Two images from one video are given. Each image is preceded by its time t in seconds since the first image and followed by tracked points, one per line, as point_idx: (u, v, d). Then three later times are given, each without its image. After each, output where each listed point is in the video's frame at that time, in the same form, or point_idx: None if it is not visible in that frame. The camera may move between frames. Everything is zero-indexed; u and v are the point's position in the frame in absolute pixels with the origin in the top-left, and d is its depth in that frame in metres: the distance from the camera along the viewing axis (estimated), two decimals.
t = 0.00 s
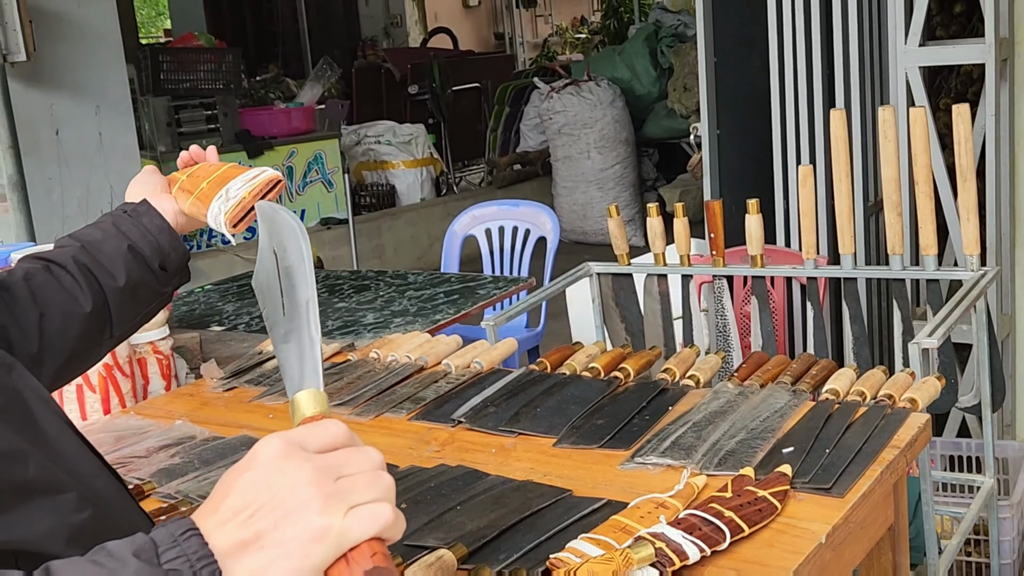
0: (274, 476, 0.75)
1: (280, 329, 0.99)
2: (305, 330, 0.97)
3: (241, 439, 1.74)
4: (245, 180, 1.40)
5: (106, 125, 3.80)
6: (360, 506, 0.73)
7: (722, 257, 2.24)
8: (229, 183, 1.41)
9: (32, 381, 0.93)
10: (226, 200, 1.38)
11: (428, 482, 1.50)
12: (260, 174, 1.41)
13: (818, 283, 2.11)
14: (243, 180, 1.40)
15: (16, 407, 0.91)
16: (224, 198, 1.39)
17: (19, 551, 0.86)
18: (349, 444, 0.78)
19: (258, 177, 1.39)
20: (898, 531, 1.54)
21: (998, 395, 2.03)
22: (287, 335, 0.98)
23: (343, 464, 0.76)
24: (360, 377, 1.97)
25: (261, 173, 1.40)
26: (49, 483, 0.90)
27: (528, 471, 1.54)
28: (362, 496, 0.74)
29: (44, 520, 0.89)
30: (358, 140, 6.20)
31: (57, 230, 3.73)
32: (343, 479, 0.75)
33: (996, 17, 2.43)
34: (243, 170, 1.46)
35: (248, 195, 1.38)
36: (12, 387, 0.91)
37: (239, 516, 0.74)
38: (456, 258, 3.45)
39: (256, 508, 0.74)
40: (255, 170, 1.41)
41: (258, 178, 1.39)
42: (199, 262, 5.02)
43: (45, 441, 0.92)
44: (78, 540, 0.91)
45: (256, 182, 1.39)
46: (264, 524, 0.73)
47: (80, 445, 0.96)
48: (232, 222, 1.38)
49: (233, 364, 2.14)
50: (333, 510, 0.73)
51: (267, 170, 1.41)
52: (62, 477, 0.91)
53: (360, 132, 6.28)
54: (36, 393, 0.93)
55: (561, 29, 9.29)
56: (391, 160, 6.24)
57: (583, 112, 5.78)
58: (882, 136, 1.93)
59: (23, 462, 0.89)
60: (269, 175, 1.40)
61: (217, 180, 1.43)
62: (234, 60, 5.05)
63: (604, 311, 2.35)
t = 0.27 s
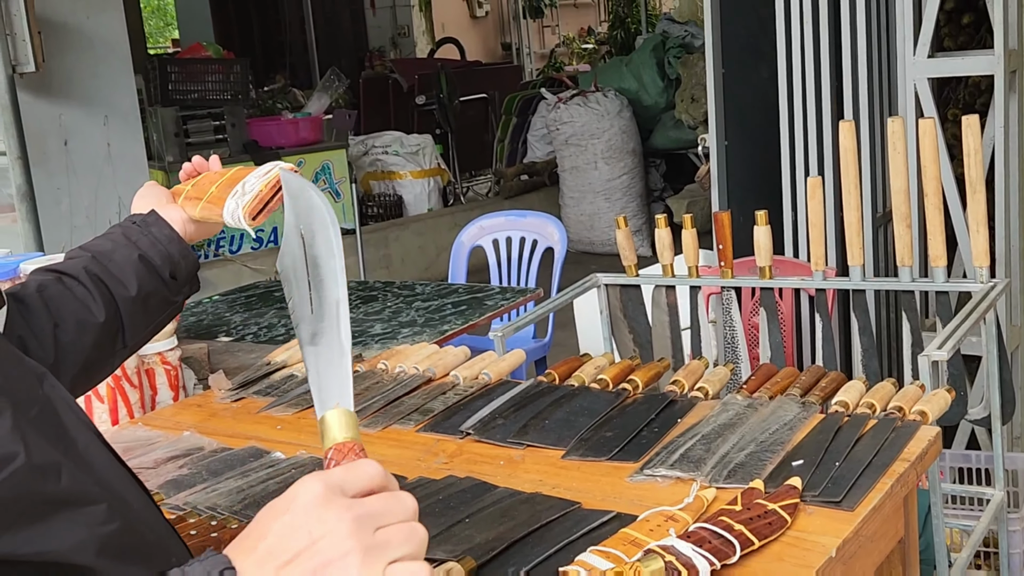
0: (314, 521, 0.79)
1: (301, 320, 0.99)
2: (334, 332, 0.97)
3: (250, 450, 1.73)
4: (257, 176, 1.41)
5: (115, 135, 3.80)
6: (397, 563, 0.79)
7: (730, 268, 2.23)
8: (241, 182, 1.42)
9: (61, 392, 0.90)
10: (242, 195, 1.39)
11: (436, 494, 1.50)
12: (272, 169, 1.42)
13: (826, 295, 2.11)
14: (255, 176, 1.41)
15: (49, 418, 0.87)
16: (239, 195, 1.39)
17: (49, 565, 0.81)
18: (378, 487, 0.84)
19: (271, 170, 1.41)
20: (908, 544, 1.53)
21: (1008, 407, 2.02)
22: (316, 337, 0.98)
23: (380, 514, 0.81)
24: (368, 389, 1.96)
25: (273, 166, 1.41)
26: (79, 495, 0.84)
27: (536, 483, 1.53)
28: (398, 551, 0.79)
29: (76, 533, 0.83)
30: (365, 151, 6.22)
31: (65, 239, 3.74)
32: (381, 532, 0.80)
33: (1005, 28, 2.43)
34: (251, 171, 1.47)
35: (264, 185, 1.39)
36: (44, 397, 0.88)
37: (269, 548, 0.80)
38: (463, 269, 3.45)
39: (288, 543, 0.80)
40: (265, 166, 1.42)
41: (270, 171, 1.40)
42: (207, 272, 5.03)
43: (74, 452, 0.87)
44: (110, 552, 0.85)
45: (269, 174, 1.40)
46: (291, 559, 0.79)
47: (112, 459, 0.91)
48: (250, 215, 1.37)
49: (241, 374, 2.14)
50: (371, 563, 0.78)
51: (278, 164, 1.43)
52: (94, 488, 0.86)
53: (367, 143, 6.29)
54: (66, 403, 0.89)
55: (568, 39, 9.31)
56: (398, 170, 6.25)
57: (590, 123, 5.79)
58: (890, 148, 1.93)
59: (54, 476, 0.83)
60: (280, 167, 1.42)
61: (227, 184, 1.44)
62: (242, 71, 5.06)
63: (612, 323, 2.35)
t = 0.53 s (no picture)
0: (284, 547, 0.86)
1: (420, 254, 0.90)
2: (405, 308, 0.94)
3: (255, 461, 1.74)
4: (261, 196, 1.44)
5: (121, 144, 3.82)
6: None
7: (735, 279, 2.23)
8: (245, 204, 1.45)
9: (83, 404, 0.96)
10: (249, 212, 1.41)
11: (443, 505, 1.50)
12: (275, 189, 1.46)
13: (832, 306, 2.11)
14: (259, 196, 1.45)
15: (71, 429, 0.93)
16: (245, 213, 1.42)
17: (70, 571, 0.90)
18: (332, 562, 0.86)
19: (276, 188, 1.45)
20: (915, 557, 1.53)
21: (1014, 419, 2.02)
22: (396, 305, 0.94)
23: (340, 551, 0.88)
24: (374, 400, 1.97)
25: (276, 185, 1.45)
26: (100, 505, 0.92)
27: (543, 494, 1.53)
28: None
29: (96, 543, 0.91)
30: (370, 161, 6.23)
31: (69, 250, 3.74)
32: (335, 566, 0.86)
33: (1011, 41, 2.44)
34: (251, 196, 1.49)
35: (270, 200, 1.42)
36: (65, 411, 0.94)
37: None
38: (468, 279, 3.45)
39: None
40: (268, 188, 1.46)
41: (275, 188, 1.44)
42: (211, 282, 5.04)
43: (95, 463, 0.94)
44: (129, 561, 0.93)
45: (275, 191, 1.44)
46: None
47: (128, 464, 0.99)
48: (258, 228, 1.39)
49: (247, 385, 2.15)
50: None
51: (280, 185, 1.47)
52: (114, 498, 0.93)
53: (371, 153, 6.30)
54: (86, 417, 0.95)
55: (571, 50, 9.33)
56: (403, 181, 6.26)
57: (594, 133, 5.80)
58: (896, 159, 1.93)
59: (76, 484, 0.90)
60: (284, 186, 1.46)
61: (229, 211, 1.45)
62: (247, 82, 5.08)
63: (617, 334, 2.35)
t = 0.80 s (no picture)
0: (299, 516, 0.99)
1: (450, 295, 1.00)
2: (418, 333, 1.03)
3: (256, 471, 1.74)
4: (256, 206, 1.42)
5: (121, 154, 3.83)
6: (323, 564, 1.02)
7: (737, 290, 2.23)
8: (242, 214, 1.44)
9: (89, 408, 0.96)
10: (241, 225, 1.40)
11: (444, 516, 1.50)
12: (272, 197, 1.43)
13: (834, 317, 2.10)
14: (254, 205, 1.42)
15: (76, 435, 0.92)
16: (239, 224, 1.41)
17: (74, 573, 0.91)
18: (328, 538, 1.01)
19: (271, 197, 1.42)
20: (917, 569, 1.52)
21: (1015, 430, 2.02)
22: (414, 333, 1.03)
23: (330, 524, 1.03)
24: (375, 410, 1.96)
25: (272, 194, 1.43)
26: (107, 509, 0.92)
27: (544, 505, 1.53)
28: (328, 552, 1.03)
29: (103, 547, 0.92)
30: (371, 171, 6.24)
31: (70, 259, 3.75)
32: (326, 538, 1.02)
33: (1011, 52, 2.44)
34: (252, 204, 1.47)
35: (260, 212, 1.39)
36: (72, 414, 0.93)
37: None
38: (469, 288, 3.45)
39: None
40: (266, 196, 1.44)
41: (270, 198, 1.42)
42: (212, 292, 5.04)
43: (102, 469, 0.94)
44: (133, 565, 0.95)
45: (268, 201, 1.41)
46: None
47: (131, 468, 0.99)
48: (247, 242, 1.38)
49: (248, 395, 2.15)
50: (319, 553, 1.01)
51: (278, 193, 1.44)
52: (121, 501, 0.94)
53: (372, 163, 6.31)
54: (91, 422, 0.95)
55: (572, 60, 9.34)
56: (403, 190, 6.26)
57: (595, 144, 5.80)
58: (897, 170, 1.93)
59: (85, 488, 0.90)
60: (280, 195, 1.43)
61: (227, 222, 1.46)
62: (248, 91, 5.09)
63: (618, 344, 2.35)
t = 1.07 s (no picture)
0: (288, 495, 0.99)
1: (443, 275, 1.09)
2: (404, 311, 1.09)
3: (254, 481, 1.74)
4: (248, 217, 1.41)
5: (120, 162, 3.83)
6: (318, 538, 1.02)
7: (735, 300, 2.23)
8: (235, 227, 1.43)
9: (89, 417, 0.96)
10: (232, 237, 1.40)
11: (442, 526, 1.50)
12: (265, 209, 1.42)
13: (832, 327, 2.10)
14: (247, 217, 1.42)
15: (74, 445, 0.93)
16: (231, 237, 1.41)
17: None
18: (319, 513, 1.01)
19: (262, 208, 1.41)
20: None
21: (1013, 440, 2.02)
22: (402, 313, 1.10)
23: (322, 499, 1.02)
24: (373, 419, 1.96)
25: (264, 206, 1.42)
26: (106, 515, 0.93)
27: (542, 515, 1.53)
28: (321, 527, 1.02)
29: (102, 551, 0.92)
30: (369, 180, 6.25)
31: (69, 268, 3.75)
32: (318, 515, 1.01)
33: (1009, 63, 2.45)
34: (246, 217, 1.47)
35: (251, 225, 1.39)
36: (70, 424, 0.93)
37: (257, 558, 0.95)
38: (467, 297, 3.45)
39: (271, 561, 0.96)
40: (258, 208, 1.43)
41: (261, 210, 1.41)
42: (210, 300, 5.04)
43: (99, 477, 0.94)
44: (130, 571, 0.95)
45: (259, 213, 1.40)
46: None
47: (130, 478, 0.99)
48: (238, 256, 1.38)
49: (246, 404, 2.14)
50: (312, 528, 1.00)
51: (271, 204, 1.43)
52: (120, 508, 0.94)
53: (371, 171, 6.33)
54: (91, 432, 0.95)
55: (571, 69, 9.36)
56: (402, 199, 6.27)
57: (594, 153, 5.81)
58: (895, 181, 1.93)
59: (84, 495, 0.90)
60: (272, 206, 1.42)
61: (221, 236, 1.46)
62: (247, 100, 5.09)
63: (616, 354, 2.35)
